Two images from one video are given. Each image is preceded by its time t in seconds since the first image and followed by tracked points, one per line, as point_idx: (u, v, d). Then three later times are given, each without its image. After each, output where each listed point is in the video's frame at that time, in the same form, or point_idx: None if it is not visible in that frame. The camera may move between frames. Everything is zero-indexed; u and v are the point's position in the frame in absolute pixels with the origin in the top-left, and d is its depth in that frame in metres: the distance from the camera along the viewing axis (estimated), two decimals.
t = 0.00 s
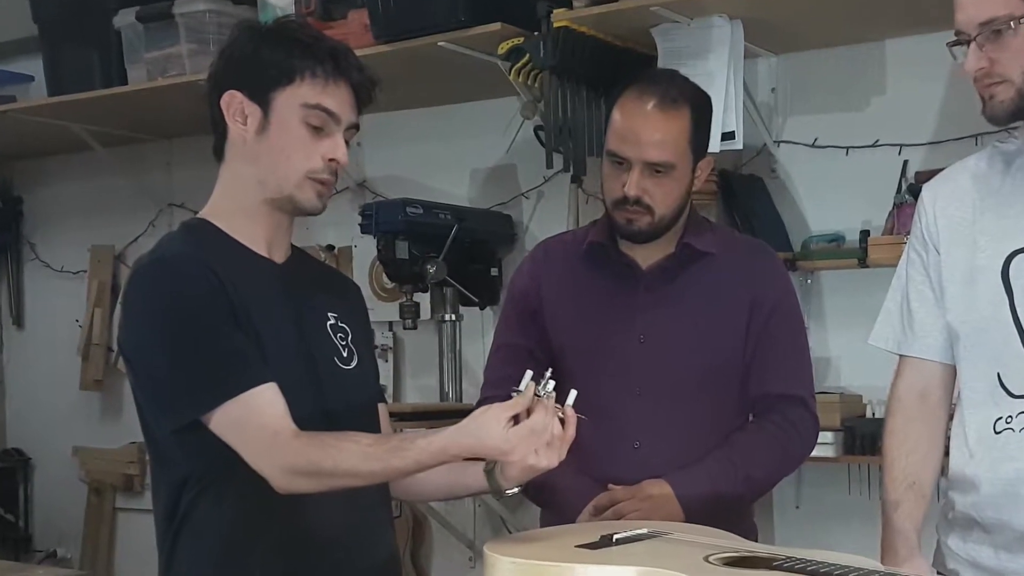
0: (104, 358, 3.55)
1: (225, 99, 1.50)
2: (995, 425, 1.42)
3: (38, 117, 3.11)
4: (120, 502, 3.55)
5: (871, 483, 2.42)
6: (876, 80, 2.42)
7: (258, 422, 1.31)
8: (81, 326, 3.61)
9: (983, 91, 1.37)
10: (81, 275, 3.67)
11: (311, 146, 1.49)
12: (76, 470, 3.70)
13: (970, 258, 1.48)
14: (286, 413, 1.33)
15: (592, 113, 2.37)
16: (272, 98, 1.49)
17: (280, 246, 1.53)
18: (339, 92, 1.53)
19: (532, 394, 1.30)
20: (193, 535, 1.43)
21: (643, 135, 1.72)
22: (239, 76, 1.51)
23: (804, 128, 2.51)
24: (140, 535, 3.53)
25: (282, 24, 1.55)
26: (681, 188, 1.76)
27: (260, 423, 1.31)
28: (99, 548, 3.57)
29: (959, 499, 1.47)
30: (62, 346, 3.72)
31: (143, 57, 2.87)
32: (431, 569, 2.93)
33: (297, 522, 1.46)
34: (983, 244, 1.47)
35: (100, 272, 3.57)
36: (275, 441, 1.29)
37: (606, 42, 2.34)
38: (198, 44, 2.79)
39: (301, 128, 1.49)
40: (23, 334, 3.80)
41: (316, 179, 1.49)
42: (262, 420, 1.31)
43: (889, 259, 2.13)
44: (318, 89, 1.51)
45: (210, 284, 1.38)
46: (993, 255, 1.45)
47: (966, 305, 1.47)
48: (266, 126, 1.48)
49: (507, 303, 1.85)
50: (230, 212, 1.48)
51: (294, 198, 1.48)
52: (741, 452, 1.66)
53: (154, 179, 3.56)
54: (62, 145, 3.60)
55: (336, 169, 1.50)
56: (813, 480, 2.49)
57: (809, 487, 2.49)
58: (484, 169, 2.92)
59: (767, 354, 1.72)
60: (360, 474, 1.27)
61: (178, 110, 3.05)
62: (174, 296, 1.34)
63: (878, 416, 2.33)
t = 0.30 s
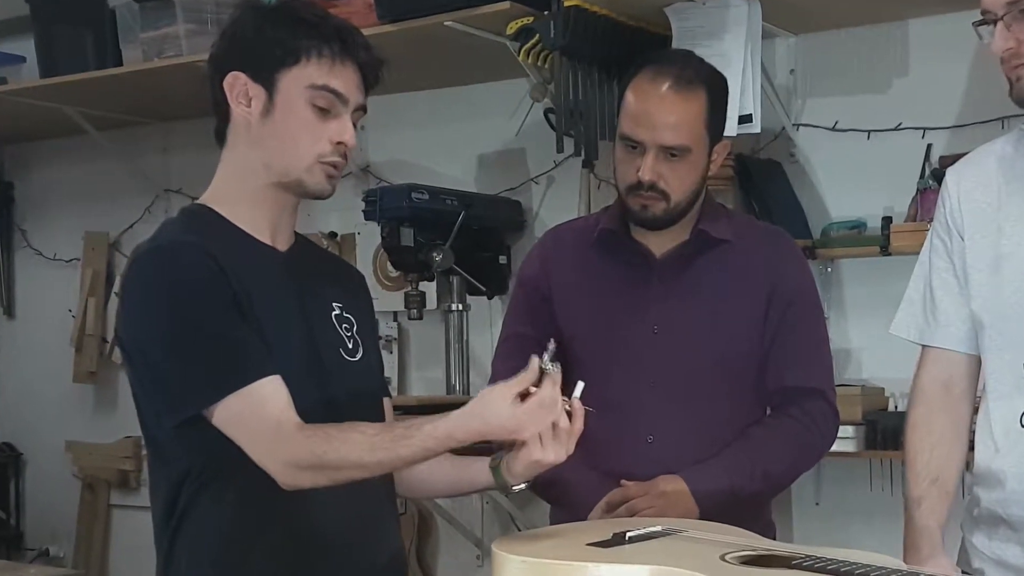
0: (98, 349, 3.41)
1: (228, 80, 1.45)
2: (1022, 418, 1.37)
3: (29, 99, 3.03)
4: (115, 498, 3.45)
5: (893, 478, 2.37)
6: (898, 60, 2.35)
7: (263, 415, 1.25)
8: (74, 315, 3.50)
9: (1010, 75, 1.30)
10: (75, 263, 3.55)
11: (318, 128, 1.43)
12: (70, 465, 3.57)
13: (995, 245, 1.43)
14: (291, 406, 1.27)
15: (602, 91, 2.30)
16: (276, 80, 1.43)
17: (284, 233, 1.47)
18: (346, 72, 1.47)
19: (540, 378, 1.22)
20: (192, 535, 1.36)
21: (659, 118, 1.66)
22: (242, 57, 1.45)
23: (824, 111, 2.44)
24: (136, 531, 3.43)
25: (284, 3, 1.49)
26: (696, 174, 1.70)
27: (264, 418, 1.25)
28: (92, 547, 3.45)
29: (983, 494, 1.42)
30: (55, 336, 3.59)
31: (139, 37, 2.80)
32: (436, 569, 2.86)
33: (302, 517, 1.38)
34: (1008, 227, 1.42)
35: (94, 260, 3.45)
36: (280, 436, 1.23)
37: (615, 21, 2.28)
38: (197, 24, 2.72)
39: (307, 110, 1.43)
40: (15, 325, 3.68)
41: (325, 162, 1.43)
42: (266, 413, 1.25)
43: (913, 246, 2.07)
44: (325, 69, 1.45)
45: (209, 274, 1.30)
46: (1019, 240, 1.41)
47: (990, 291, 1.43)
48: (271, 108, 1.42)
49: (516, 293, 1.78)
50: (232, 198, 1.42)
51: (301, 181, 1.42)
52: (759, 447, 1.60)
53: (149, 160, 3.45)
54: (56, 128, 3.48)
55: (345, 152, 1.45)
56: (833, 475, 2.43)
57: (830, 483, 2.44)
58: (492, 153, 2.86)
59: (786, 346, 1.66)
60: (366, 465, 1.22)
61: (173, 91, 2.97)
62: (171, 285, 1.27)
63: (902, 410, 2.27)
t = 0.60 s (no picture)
0: (92, 338, 3.34)
1: (228, 61, 1.39)
2: None
3: (21, 81, 2.96)
4: (109, 495, 3.36)
5: (917, 474, 2.33)
6: (922, 40, 2.29)
7: (263, 407, 1.19)
8: (67, 305, 3.41)
9: None
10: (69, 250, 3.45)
11: (319, 110, 1.36)
12: (62, 461, 3.46)
13: None
14: (293, 400, 1.21)
15: (615, 71, 2.24)
16: (276, 60, 1.37)
17: (288, 221, 1.41)
18: (349, 52, 1.41)
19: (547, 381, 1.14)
20: (195, 535, 1.29)
21: (674, 99, 1.60)
22: (243, 37, 1.39)
23: (846, 93, 2.37)
24: (132, 528, 3.32)
25: None
26: (713, 157, 1.64)
27: (263, 409, 1.19)
28: (86, 544, 3.36)
29: (1012, 491, 1.36)
30: (47, 325, 3.49)
31: (134, 16, 2.74)
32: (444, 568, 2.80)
33: (300, 518, 1.32)
34: None
35: (87, 248, 3.36)
36: (280, 427, 1.17)
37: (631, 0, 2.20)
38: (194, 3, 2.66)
39: (308, 91, 1.37)
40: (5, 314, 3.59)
41: (324, 145, 1.37)
42: (265, 408, 1.19)
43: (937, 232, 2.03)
44: (327, 49, 1.38)
45: (208, 261, 1.24)
46: None
47: (1020, 280, 1.37)
48: (271, 90, 1.36)
49: (525, 282, 1.72)
50: (233, 183, 1.36)
51: (299, 167, 1.36)
52: (778, 441, 1.54)
53: (145, 142, 3.36)
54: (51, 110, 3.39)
55: (347, 134, 1.38)
56: (853, 468, 2.39)
57: (851, 480, 2.40)
58: (501, 136, 2.80)
59: (806, 335, 1.60)
60: (362, 469, 1.15)
61: (167, 70, 2.90)
62: (171, 271, 1.22)
63: (927, 403, 2.23)
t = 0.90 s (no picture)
0: (86, 328, 3.28)
1: (233, 40, 1.33)
2: None
3: (11, 60, 2.90)
4: (103, 491, 3.30)
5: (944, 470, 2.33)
6: (951, 19, 2.30)
7: (248, 394, 1.10)
8: (59, 294, 3.34)
9: None
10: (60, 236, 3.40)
11: (324, 90, 1.29)
12: (55, 454, 3.39)
13: None
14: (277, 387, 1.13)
15: (629, 50, 2.21)
16: (280, 39, 1.31)
17: (297, 206, 1.34)
18: (358, 31, 1.34)
19: (568, 378, 1.20)
20: (197, 529, 1.19)
21: (691, 79, 1.54)
22: (248, 15, 1.33)
23: (870, 73, 2.38)
24: (124, 524, 3.27)
25: None
26: (730, 140, 1.57)
27: (249, 396, 1.10)
28: (80, 540, 3.28)
29: None
30: (37, 314, 3.44)
31: None
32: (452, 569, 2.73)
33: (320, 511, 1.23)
34: None
35: (81, 234, 3.28)
36: (270, 412, 1.09)
37: None
38: None
39: (313, 71, 1.30)
40: None
41: (328, 128, 1.29)
42: (249, 397, 1.10)
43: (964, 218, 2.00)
44: (332, 28, 1.32)
45: (206, 241, 1.16)
46: None
47: None
48: (274, 69, 1.30)
49: (535, 270, 1.66)
50: (240, 166, 1.29)
51: (300, 149, 1.29)
52: (799, 435, 1.48)
53: (137, 121, 3.32)
54: (42, 91, 3.33)
55: (353, 116, 1.31)
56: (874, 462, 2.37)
57: (875, 477, 2.39)
58: (510, 118, 2.74)
59: (827, 325, 1.54)
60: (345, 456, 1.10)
61: (157, 48, 2.83)
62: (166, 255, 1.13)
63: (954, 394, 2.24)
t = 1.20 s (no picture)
0: (78, 316, 3.23)
1: (237, 20, 1.27)
2: None
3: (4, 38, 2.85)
4: (96, 487, 3.26)
5: (972, 464, 2.31)
6: None
7: (210, 369, 1.03)
8: (51, 281, 3.29)
9: None
10: (51, 221, 3.35)
11: (327, 68, 1.22)
12: (46, 449, 3.35)
13: None
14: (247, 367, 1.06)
15: (645, 28, 2.12)
16: (282, 15, 1.24)
17: (307, 192, 1.27)
18: (363, 6, 1.25)
19: (590, 373, 1.18)
20: (200, 524, 1.12)
21: (708, 56, 1.47)
22: None
23: (894, 54, 2.38)
24: (116, 519, 3.22)
25: None
26: (750, 120, 1.51)
27: (209, 371, 1.03)
28: (72, 536, 3.24)
29: None
30: (28, 302, 3.38)
31: None
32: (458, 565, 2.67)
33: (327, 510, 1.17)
34: None
35: (75, 219, 3.24)
36: (226, 386, 1.02)
37: None
38: None
39: (314, 49, 1.23)
40: None
41: (331, 108, 1.22)
42: (207, 371, 1.03)
43: (992, 202, 2.00)
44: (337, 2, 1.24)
45: (194, 218, 1.11)
46: None
47: None
48: (276, 48, 1.24)
49: (546, 258, 1.60)
50: (245, 148, 1.24)
51: (301, 131, 1.22)
52: (821, 429, 1.42)
53: (137, 105, 3.26)
54: (35, 70, 3.28)
55: (355, 97, 1.23)
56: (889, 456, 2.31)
57: (900, 471, 2.36)
58: (521, 98, 2.68)
59: (851, 314, 1.47)
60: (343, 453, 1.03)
61: (152, 26, 2.77)
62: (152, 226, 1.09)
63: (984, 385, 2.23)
